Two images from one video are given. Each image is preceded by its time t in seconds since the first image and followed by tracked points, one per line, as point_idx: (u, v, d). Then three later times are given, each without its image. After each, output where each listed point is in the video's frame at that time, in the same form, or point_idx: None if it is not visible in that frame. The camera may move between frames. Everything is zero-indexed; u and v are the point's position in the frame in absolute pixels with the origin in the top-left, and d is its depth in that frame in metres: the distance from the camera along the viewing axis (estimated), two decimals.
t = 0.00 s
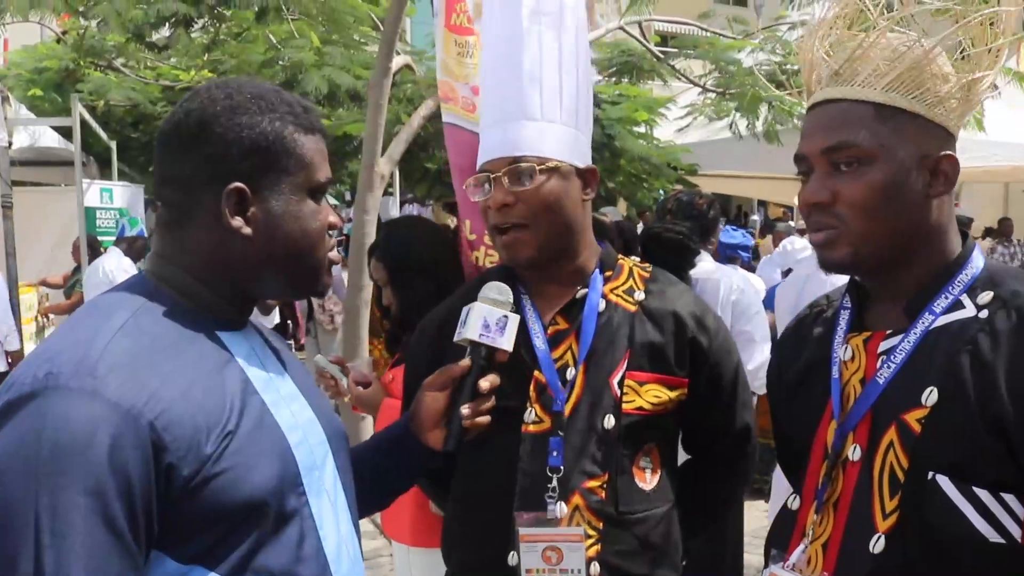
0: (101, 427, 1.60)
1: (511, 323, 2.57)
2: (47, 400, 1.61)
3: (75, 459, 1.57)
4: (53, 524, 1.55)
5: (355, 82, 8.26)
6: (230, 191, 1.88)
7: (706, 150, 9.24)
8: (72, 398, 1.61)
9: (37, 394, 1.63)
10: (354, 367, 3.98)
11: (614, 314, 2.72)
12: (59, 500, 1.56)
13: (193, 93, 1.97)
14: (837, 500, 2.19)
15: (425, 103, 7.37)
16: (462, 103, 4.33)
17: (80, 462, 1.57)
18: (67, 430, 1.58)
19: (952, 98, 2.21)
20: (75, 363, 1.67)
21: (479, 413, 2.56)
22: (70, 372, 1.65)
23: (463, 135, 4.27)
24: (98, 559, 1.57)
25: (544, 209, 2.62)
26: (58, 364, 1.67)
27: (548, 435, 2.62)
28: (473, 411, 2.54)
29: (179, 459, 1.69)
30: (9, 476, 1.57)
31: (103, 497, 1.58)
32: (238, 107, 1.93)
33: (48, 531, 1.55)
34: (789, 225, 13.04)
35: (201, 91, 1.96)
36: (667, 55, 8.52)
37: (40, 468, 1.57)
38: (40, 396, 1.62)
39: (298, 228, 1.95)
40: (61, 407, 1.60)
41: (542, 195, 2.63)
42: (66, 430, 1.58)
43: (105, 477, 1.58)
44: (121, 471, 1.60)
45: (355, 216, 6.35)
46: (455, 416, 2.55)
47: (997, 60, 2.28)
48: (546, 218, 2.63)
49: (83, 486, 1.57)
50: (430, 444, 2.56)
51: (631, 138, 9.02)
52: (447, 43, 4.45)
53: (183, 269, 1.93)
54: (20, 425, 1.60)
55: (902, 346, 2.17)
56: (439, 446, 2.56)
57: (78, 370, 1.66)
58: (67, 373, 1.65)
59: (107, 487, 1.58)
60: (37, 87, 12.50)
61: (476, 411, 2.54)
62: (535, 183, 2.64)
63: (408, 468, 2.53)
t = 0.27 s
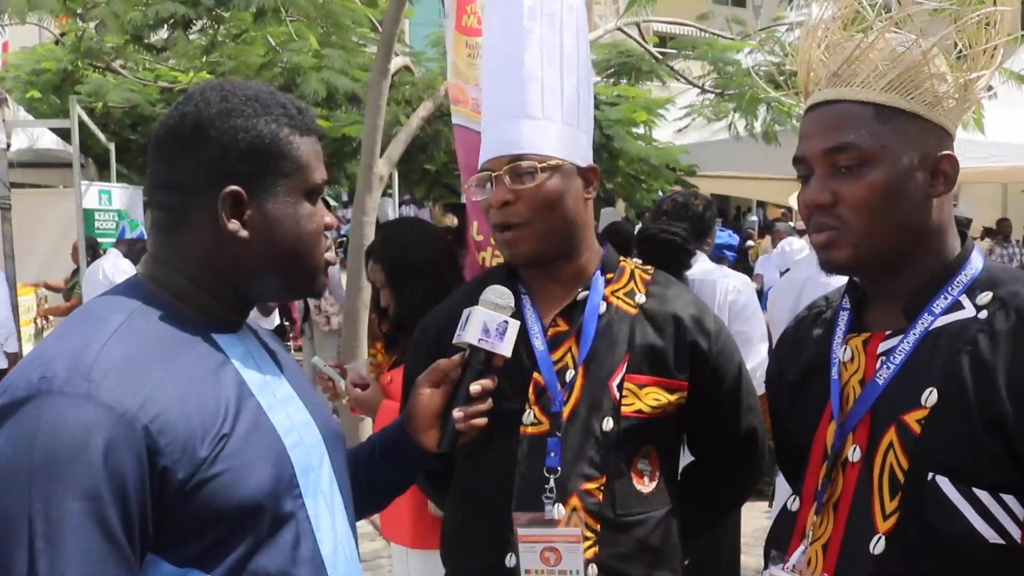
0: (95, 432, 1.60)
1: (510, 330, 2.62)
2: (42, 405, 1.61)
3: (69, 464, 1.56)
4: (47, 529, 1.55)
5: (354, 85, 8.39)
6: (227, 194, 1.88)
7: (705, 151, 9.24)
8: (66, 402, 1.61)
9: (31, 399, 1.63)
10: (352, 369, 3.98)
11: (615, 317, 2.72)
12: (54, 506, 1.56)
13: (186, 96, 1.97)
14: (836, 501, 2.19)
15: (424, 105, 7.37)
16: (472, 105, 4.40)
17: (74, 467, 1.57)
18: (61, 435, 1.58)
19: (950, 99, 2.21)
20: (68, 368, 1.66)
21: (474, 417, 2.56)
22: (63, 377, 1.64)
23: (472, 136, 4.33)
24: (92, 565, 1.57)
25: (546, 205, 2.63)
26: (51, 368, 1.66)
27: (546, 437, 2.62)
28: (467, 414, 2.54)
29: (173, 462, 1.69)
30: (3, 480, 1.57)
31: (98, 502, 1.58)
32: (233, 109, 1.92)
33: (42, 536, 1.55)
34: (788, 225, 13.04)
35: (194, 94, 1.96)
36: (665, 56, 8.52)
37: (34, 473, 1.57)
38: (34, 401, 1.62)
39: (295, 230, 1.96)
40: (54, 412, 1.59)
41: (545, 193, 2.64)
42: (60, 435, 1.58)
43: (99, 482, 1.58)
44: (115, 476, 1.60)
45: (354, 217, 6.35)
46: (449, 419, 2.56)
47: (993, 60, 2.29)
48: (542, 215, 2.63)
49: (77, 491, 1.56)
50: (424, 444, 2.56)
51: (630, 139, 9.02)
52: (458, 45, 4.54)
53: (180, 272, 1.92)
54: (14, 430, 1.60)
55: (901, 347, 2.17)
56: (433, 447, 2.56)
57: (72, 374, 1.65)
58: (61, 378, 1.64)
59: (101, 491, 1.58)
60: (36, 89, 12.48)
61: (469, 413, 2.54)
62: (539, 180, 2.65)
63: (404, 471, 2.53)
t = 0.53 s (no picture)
0: (90, 434, 1.60)
1: (508, 331, 2.60)
2: (36, 406, 1.61)
3: (64, 465, 1.57)
4: (42, 530, 1.55)
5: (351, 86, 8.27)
6: (225, 196, 1.88)
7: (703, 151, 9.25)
8: (61, 404, 1.61)
9: (26, 401, 1.63)
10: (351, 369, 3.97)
11: (615, 318, 2.72)
12: (49, 507, 1.56)
13: (185, 99, 1.96)
14: (837, 502, 2.19)
15: (422, 105, 7.37)
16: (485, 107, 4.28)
17: (68, 468, 1.57)
18: (56, 436, 1.58)
19: (949, 99, 2.21)
20: (64, 369, 1.66)
21: (473, 417, 2.56)
22: (59, 378, 1.65)
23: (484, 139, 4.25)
24: (86, 565, 1.57)
25: (543, 210, 2.63)
26: (47, 369, 1.66)
27: (545, 438, 2.63)
28: (466, 414, 2.54)
29: (169, 464, 1.68)
30: None
31: (93, 504, 1.58)
32: (232, 111, 1.92)
33: (37, 536, 1.56)
34: (786, 226, 13.05)
35: (193, 96, 1.95)
36: (664, 57, 8.52)
37: (29, 474, 1.57)
38: (29, 402, 1.62)
39: (293, 232, 1.95)
40: (49, 414, 1.60)
41: (541, 199, 2.64)
42: (54, 436, 1.58)
43: (93, 484, 1.58)
44: (110, 478, 1.60)
45: (352, 218, 6.35)
46: (448, 419, 2.55)
47: (991, 60, 2.29)
48: (539, 217, 2.64)
49: (71, 492, 1.57)
50: (423, 443, 2.55)
51: (628, 139, 9.03)
52: (471, 46, 4.52)
53: (178, 273, 1.92)
54: (10, 432, 1.61)
55: (901, 348, 2.17)
56: (432, 447, 2.55)
57: (67, 375, 1.65)
58: (56, 379, 1.64)
59: (96, 493, 1.58)
60: (34, 90, 12.46)
61: (468, 414, 2.54)
62: (534, 187, 2.64)
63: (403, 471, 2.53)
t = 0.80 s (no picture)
0: (86, 433, 1.59)
1: (507, 330, 2.61)
2: (34, 406, 1.61)
3: (60, 465, 1.56)
4: (38, 529, 1.55)
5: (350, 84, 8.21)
6: (223, 197, 1.88)
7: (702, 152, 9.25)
8: (58, 404, 1.61)
9: (24, 400, 1.63)
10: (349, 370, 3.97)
11: (615, 319, 2.72)
12: (45, 506, 1.56)
13: (185, 100, 1.96)
14: (837, 502, 2.19)
15: (421, 106, 7.36)
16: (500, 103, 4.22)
17: (65, 468, 1.57)
18: (52, 436, 1.58)
19: (949, 99, 2.21)
20: (61, 368, 1.66)
21: (473, 417, 2.55)
22: (56, 377, 1.64)
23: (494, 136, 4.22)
24: (83, 565, 1.57)
25: (536, 217, 2.64)
26: (45, 369, 1.66)
27: (543, 437, 2.63)
28: (466, 414, 2.53)
29: (166, 463, 1.68)
30: None
31: (89, 503, 1.58)
32: (231, 112, 1.92)
33: (33, 536, 1.55)
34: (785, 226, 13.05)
35: (193, 97, 1.95)
36: (663, 57, 8.52)
37: (26, 474, 1.57)
38: (26, 402, 1.62)
39: (292, 233, 1.95)
40: (47, 413, 1.60)
41: (533, 207, 2.64)
42: (51, 435, 1.58)
43: (90, 483, 1.58)
44: (106, 477, 1.60)
45: (351, 219, 6.34)
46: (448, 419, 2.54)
47: (991, 61, 2.29)
48: (535, 220, 2.64)
49: (67, 492, 1.56)
50: (423, 444, 2.55)
51: (627, 140, 9.03)
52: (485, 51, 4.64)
53: (178, 274, 1.92)
54: (7, 431, 1.61)
55: (902, 348, 2.17)
56: (432, 447, 2.54)
57: (64, 374, 1.65)
58: (53, 379, 1.64)
59: (93, 492, 1.58)
60: (32, 90, 12.44)
61: (468, 413, 2.54)
62: (523, 197, 2.64)
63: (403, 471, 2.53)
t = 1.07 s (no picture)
0: (85, 433, 1.59)
1: (506, 331, 2.63)
2: (33, 406, 1.61)
3: (60, 465, 1.56)
4: (37, 529, 1.55)
5: (351, 83, 8.20)
6: (223, 197, 1.88)
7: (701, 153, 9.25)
8: (57, 403, 1.61)
9: (23, 400, 1.63)
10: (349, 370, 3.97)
11: (614, 320, 2.72)
12: (44, 506, 1.56)
13: (186, 100, 1.96)
14: (836, 503, 2.19)
15: (420, 106, 7.37)
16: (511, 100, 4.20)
17: (64, 467, 1.57)
18: (52, 435, 1.58)
19: (946, 100, 2.21)
20: (61, 368, 1.66)
21: (472, 417, 2.55)
22: (55, 377, 1.64)
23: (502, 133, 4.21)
24: (82, 565, 1.56)
25: (535, 219, 2.64)
26: (44, 369, 1.66)
27: (543, 437, 2.63)
28: (466, 414, 2.53)
29: (165, 463, 1.68)
30: None
31: (89, 503, 1.58)
32: (231, 112, 1.92)
33: (32, 535, 1.55)
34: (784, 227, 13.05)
35: (193, 98, 1.95)
36: (662, 58, 8.52)
37: (26, 473, 1.57)
38: (25, 402, 1.62)
39: (292, 235, 1.95)
40: (46, 413, 1.59)
41: (533, 211, 2.64)
42: (51, 435, 1.58)
43: (90, 482, 1.58)
44: (106, 477, 1.60)
45: (350, 219, 6.34)
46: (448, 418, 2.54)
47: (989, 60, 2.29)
48: (535, 221, 2.64)
49: (67, 491, 1.56)
50: (421, 443, 2.53)
51: (625, 140, 9.03)
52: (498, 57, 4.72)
53: (176, 274, 1.92)
54: (6, 431, 1.61)
55: (901, 349, 2.17)
56: (432, 448, 2.54)
57: (63, 374, 1.65)
58: (53, 379, 1.64)
59: (92, 492, 1.58)
60: (30, 90, 12.44)
61: (467, 414, 2.53)
62: (525, 202, 2.64)
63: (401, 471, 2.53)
